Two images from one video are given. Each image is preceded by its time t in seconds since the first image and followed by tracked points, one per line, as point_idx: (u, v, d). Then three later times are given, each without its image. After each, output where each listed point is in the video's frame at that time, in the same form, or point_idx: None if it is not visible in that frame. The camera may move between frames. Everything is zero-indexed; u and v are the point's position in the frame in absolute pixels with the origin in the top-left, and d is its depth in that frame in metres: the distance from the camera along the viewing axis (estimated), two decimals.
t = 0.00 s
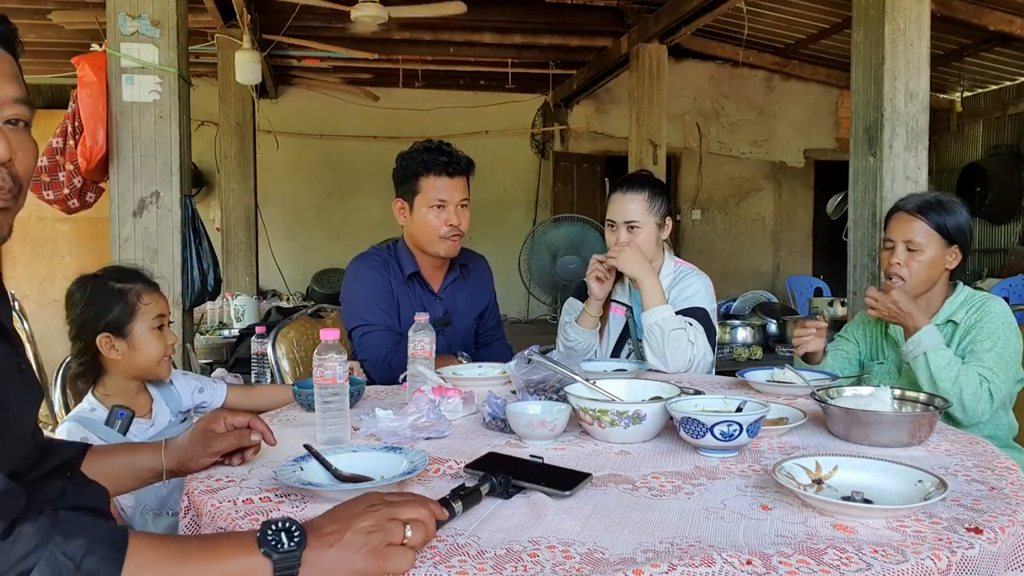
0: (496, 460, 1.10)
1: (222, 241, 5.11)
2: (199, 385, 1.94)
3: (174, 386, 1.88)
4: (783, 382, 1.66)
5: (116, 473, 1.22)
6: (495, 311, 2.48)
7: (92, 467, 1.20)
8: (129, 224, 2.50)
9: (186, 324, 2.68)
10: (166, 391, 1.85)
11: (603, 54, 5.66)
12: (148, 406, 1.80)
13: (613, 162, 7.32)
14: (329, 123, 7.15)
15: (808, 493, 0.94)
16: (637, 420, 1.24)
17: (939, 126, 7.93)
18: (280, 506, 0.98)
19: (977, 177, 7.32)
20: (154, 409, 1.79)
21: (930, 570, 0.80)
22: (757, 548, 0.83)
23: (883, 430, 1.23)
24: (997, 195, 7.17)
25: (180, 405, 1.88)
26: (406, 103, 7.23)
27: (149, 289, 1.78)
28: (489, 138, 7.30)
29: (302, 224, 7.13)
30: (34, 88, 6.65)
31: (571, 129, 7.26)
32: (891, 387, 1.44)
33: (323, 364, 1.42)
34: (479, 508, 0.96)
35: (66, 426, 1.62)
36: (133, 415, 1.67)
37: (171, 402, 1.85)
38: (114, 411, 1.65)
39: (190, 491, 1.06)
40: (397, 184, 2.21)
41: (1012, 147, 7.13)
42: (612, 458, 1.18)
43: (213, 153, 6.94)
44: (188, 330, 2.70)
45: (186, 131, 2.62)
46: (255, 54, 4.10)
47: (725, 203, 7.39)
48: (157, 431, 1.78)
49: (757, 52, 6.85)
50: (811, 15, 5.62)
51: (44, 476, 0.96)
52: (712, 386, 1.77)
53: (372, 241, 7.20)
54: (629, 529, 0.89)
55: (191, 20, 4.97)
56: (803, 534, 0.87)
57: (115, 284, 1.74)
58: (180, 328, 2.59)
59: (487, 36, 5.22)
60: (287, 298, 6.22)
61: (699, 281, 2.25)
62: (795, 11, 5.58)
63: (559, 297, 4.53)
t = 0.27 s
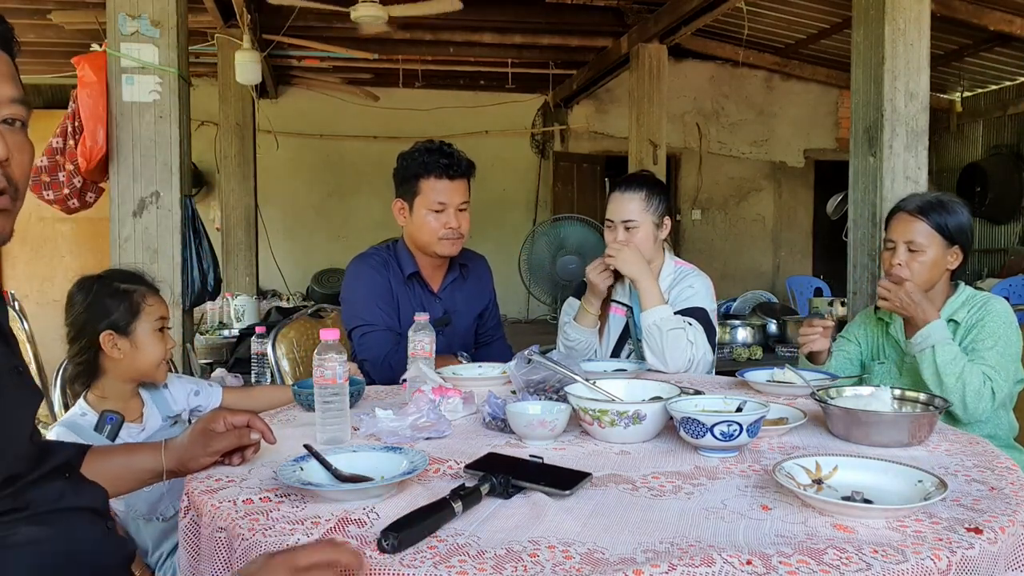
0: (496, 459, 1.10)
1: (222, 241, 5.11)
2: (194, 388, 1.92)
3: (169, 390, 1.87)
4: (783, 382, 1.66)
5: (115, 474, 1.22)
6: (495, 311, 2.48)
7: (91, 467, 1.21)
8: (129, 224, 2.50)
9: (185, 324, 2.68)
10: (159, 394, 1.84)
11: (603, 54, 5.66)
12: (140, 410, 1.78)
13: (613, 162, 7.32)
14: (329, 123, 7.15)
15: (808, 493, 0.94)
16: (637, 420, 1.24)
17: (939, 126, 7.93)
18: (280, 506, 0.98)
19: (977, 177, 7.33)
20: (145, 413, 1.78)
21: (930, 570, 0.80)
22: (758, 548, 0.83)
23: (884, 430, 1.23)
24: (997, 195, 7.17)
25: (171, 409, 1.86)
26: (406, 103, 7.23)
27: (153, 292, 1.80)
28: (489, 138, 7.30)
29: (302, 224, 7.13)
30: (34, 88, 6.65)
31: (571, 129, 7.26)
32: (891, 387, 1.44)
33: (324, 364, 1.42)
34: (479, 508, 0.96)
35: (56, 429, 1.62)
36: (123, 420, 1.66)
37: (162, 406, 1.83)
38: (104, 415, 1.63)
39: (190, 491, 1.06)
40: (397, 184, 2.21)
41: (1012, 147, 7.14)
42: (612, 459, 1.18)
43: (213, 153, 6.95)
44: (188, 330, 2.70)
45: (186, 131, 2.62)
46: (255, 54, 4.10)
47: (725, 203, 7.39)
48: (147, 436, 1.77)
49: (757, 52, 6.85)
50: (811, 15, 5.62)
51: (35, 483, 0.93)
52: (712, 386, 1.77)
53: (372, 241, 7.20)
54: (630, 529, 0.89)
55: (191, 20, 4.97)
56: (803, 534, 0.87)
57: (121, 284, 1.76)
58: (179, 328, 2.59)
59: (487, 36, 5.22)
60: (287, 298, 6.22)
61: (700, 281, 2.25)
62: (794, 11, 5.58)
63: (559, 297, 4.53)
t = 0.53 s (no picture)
0: (497, 459, 1.11)
1: (222, 241, 5.11)
2: (191, 394, 1.91)
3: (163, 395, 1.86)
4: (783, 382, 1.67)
5: (116, 475, 1.22)
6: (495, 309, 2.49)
7: (91, 467, 1.21)
8: (129, 224, 2.50)
9: (185, 324, 2.68)
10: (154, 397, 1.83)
11: (603, 54, 5.66)
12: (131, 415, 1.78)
13: (613, 162, 7.32)
14: (329, 123, 7.15)
15: (808, 493, 0.94)
16: (637, 420, 1.24)
17: (939, 126, 7.94)
18: (280, 506, 0.98)
19: (978, 177, 7.33)
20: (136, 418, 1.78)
21: (930, 570, 0.80)
22: (758, 548, 0.83)
23: (885, 431, 1.23)
24: (997, 195, 7.18)
25: (157, 410, 1.83)
26: (406, 103, 7.23)
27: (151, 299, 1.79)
28: (488, 138, 7.30)
29: (302, 224, 7.13)
30: (34, 88, 6.65)
31: (571, 129, 7.25)
32: (891, 387, 1.44)
33: (323, 364, 1.42)
34: (480, 508, 0.96)
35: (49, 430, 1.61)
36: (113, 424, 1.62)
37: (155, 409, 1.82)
38: (94, 419, 1.60)
39: (190, 491, 1.06)
40: (398, 184, 2.21)
41: (1012, 147, 7.14)
42: (612, 459, 1.18)
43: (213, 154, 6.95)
44: (188, 330, 2.70)
45: (186, 130, 2.62)
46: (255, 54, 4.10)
47: (725, 203, 7.39)
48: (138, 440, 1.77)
49: (757, 52, 6.85)
50: (811, 15, 5.62)
51: (25, 481, 0.96)
52: (712, 386, 1.77)
53: (372, 241, 7.20)
54: (630, 529, 0.89)
55: (191, 20, 4.97)
56: (803, 534, 0.87)
57: (120, 289, 1.77)
58: (179, 327, 2.60)
59: (486, 36, 5.22)
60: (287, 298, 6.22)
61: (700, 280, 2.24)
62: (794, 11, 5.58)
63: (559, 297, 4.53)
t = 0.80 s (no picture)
0: (497, 460, 1.10)
1: (222, 240, 5.11)
2: (192, 399, 1.89)
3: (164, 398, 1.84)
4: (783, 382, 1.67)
5: (115, 475, 1.23)
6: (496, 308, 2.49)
7: (91, 466, 1.24)
8: (129, 224, 2.50)
9: (185, 323, 2.68)
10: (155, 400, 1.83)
11: (603, 54, 5.66)
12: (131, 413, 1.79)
13: (613, 162, 7.32)
14: (329, 123, 7.14)
15: (808, 493, 0.94)
16: (637, 420, 1.24)
17: (939, 126, 7.94)
18: (280, 506, 0.98)
19: (978, 177, 7.33)
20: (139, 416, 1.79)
21: (931, 570, 0.80)
22: (758, 548, 0.83)
23: (885, 431, 1.23)
24: (997, 195, 7.18)
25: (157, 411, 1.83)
26: (406, 103, 7.23)
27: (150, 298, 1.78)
28: (488, 138, 7.30)
29: (302, 224, 7.13)
30: (34, 88, 6.66)
31: (571, 129, 7.25)
32: (891, 387, 1.44)
33: (324, 363, 1.42)
34: (480, 508, 0.96)
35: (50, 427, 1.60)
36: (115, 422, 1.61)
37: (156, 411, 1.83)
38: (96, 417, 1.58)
39: (190, 492, 1.06)
40: (398, 185, 2.21)
41: (1012, 147, 7.14)
42: (612, 459, 1.18)
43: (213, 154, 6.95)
44: (188, 330, 2.70)
45: (186, 130, 2.62)
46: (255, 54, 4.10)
47: (725, 203, 7.40)
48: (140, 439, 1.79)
49: (758, 51, 6.85)
50: (811, 15, 5.62)
51: (8, 472, 0.91)
52: (712, 386, 1.77)
53: (372, 241, 7.20)
54: (630, 529, 0.89)
55: (191, 20, 4.97)
56: (803, 534, 0.87)
57: (118, 288, 1.75)
58: (179, 327, 2.60)
59: (486, 36, 5.22)
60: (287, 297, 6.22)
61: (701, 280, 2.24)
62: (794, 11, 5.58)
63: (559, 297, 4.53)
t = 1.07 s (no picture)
0: (497, 460, 1.10)
1: (222, 240, 5.11)
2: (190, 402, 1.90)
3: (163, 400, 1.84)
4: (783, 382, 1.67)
5: (116, 476, 1.21)
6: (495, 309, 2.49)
7: (90, 469, 1.19)
8: (129, 224, 2.50)
9: (185, 323, 2.68)
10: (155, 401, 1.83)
11: (602, 54, 5.66)
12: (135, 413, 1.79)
13: (613, 162, 7.32)
14: (329, 123, 7.14)
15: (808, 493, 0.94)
16: (637, 420, 1.24)
17: (939, 126, 7.94)
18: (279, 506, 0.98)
19: (978, 177, 7.34)
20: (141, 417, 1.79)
21: (931, 570, 0.80)
22: (758, 548, 0.83)
23: (885, 431, 1.23)
24: (997, 195, 7.18)
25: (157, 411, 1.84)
26: (406, 103, 7.23)
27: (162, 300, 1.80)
28: (488, 138, 7.30)
29: (302, 224, 7.13)
30: (34, 88, 6.66)
31: (571, 129, 7.25)
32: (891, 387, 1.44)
33: (324, 364, 1.42)
34: (480, 508, 0.96)
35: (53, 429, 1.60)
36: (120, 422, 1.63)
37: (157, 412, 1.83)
38: (101, 416, 1.61)
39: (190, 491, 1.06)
40: (397, 185, 2.21)
41: (1012, 147, 7.14)
42: (612, 459, 1.18)
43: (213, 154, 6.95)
44: (188, 330, 2.70)
45: (185, 130, 2.62)
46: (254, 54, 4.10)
47: (725, 203, 7.40)
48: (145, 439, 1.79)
49: (758, 51, 6.85)
50: (811, 15, 5.62)
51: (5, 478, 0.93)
52: (712, 386, 1.77)
53: (372, 241, 7.20)
54: (630, 529, 0.89)
55: (191, 20, 4.97)
56: (803, 534, 0.87)
57: (134, 287, 1.77)
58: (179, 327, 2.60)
59: (486, 36, 5.21)
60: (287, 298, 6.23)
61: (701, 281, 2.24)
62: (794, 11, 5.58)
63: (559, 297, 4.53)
